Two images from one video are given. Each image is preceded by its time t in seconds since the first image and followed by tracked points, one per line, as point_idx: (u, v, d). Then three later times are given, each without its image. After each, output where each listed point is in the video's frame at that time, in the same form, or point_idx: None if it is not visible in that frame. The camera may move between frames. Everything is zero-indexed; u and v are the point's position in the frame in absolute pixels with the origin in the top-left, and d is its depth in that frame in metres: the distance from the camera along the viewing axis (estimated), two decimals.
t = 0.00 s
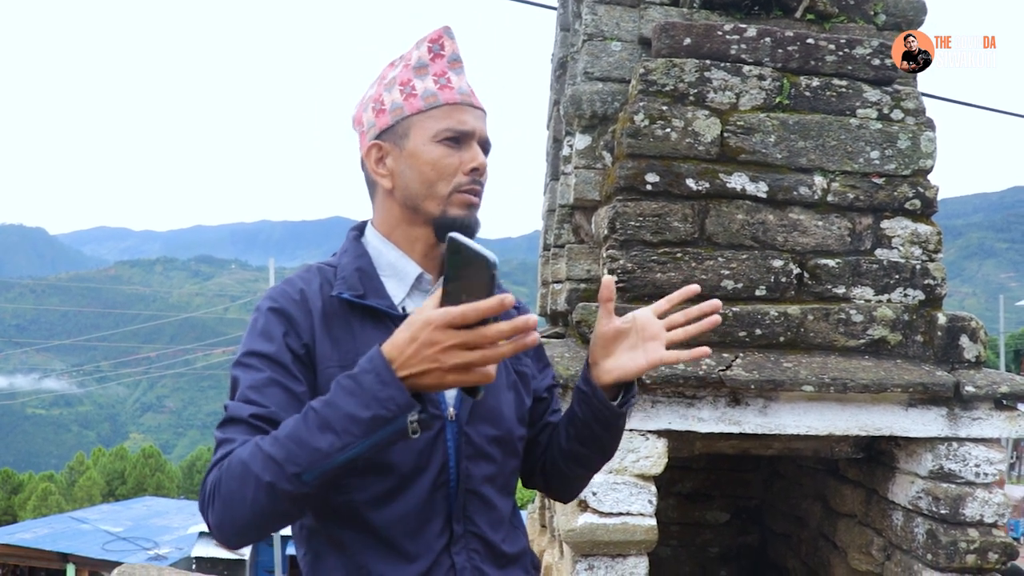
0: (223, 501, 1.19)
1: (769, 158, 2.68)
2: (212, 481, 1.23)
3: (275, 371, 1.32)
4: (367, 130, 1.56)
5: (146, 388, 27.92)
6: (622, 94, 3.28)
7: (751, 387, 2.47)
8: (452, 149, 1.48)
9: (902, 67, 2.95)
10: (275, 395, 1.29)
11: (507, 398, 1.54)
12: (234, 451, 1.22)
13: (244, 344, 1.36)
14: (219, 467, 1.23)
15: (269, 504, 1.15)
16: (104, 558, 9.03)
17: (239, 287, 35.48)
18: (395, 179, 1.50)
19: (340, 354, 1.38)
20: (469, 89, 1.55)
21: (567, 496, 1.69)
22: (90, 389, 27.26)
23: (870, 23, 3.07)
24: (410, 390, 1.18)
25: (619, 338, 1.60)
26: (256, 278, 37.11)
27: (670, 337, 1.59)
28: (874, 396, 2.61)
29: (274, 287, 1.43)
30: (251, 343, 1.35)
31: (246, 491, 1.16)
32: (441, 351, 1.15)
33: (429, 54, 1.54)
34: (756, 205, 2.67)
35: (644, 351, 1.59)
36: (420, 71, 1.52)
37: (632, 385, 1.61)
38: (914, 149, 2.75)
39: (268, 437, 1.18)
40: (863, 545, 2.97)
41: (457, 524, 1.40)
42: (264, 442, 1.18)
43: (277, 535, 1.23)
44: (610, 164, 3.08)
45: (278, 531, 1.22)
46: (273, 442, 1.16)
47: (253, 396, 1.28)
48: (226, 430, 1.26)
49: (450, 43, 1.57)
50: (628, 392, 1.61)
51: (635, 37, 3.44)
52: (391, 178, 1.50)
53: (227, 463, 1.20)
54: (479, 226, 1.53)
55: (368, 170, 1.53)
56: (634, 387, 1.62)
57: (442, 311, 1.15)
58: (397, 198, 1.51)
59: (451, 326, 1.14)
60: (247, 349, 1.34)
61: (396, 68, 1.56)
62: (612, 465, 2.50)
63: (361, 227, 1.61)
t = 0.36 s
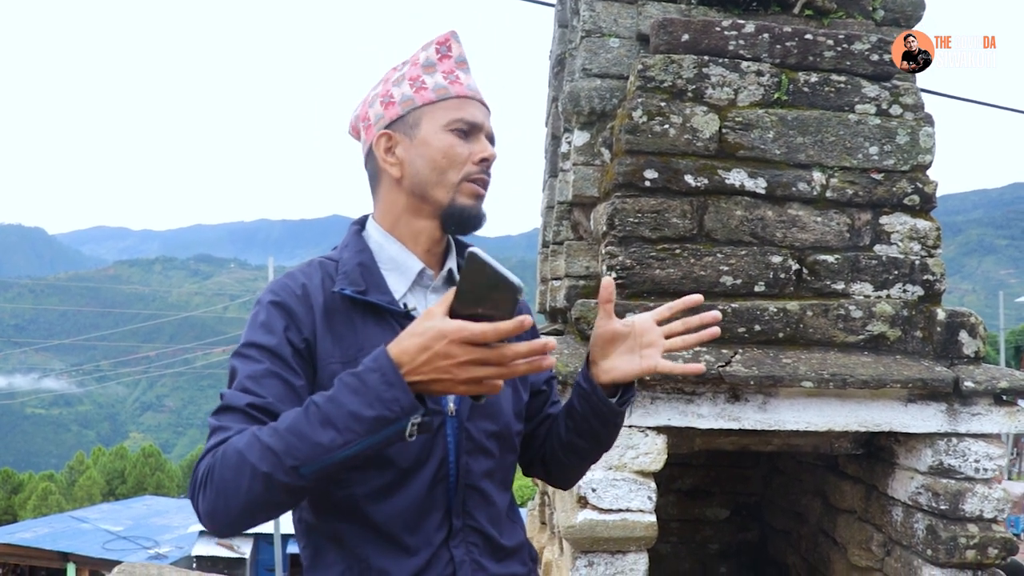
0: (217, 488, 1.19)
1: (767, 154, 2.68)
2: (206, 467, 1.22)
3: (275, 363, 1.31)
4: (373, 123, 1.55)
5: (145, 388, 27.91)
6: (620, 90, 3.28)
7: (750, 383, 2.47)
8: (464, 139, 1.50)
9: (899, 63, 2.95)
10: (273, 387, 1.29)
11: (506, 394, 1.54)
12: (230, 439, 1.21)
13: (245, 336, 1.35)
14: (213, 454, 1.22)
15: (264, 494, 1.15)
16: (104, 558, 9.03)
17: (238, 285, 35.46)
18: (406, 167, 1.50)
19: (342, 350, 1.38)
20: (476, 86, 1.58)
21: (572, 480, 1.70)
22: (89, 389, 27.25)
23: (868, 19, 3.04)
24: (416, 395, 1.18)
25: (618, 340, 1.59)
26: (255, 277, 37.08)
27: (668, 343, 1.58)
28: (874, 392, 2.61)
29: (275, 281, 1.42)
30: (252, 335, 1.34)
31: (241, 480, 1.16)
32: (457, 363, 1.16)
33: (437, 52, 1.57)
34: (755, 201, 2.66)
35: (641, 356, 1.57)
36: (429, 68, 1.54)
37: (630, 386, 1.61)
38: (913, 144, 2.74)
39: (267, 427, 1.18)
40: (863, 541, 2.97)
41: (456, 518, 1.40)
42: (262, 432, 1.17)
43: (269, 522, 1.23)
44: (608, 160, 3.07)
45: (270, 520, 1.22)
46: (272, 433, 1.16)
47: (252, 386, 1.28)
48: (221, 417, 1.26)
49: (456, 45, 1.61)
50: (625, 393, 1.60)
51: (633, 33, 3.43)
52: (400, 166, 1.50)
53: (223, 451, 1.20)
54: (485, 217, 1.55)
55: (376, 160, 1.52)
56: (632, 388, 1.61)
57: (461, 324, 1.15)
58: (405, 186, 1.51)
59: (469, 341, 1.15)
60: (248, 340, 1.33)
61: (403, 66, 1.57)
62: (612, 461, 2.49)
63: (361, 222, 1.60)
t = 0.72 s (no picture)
0: (211, 464, 1.15)
1: (766, 152, 2.67)
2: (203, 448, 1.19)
3: (281, 346, 1.29)
4: (378, 121, 1.54)
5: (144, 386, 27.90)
6: (619, 88, 3.27)
7: (750, 380, 2.47)
8: (466, 142, 1.50)
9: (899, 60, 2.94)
10: (276, 366, 1.26)
11: (508, 389, 1.53)
12: (223, 416, 1.18)
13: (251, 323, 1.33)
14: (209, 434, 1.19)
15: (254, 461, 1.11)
16: (103, 557, 9.03)
17: (237, 284, 35.44)
18: (409, 168, 1.49)
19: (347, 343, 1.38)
20: (481, 88, 1.58)
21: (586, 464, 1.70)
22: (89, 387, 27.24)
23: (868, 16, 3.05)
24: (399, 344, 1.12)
25: (651, 300, 1.61)
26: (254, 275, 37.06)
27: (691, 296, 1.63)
28: (873, 390, 2.61)
29: (279, 273, 1.41)
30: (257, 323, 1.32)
31: (231, 450, 1.12)
32: (431, 303, 1.09)
33: (443, 52, 1.57)
34: (754, 199, 2.66)
35: (675, 312, 1.61)
36: (435, 67, 1.54)
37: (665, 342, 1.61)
38: (912, 142, 2.74)
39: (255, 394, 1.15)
40: (863, 539, 2.97)
41: (457, 511, 1.40)
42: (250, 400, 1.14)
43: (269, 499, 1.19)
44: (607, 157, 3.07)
45: (269, 495, 1.18)
46: (258, 398, 1.12)
47: (258, 366, 1.24)
48: (224, 396, 1.22)
49: (463, 45, 1.61)
50: (662, 348, 1.60)
51: (632, 31, 3.43)
52: (403, 167, 1.49)
53: (215, 427, 1.17)
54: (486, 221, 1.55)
55: (380, 158, 1.51)
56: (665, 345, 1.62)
57: (429, 261, 1.09)
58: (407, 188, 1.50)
59: (439, 277, 1.08)
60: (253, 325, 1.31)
61: (409, 63, 1.57)
62: (612, 459, 2.49)
63: (364, 217, 1.59)
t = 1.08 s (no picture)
0: (192, 487, 1.24)
1: (766, 152, 2.67)
2: (189, 461, 1.27)
3: (274, 365, 1.30)
4: (398, 123, 1.54)
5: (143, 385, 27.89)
6: (619, 88, 3.27)
7: (749, 381, 2.47)
8: (490, 141, 1.52)
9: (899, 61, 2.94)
10: (265, 393, 1.29)
11: (515, 393, 1.55)
12: (206, 444, 1.24)
13: (254, 330, 1.34)
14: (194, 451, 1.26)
15: (224, 502, 1.20)
16: (101, 555, 9.03)
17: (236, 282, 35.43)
18: (435, 168, 1.50)
19: (361, 344, 1.37)
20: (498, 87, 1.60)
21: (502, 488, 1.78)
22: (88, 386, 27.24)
23: (868, 17, 3.04)
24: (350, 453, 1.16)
25: (626, 385, 1.63)
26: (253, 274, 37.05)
27: (664, 390, 1.67)
28: (873, 390, 2.61)
29: (293, 273, 1.39)
30: (264, 333, 1.32)
31: (207, 487, 1.21)
32: (377, 432, 1.11)
33: (459, 54, 1.57)
34: (754, 199, 2.66)
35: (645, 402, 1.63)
36: (454, 70, 1.55)
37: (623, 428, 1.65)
38: (912, 143, 2.74)
39: (231, 444, 1.20)
40: (861, 539, 2.97)
41: (463, 512, 1.40)
42: (228, 448, 1.20)
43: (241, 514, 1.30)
44: (607, 158, 3.07)
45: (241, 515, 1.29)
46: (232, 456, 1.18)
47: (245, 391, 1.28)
48: (211, 415, 1.28)
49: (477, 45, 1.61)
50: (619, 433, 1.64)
51: (632, 31, 3.43)
52: (429, 167, 1.51)
53: (199, 454, 1.24)
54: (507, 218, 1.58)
55: (405, 159, 1.52)
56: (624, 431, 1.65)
57: (380, 394, 1.10)
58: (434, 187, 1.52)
59: (383, 414, 1.09)
60: (260, 336, 1.32)
61: (424, 66, 1.57)
62: (611, 459, 2.50)
63: (383, 214, 1.59)
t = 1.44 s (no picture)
0: (248, 502, 1.34)
1: (766, 154, 2.68)
2: (239, 476, 1.35)
3: (299, 375, 1.34)
4: (416, 125, 1.55)
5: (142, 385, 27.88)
6: (620, 89, 3.28)
7: (749, 383, 2.47)
8: (503, 150, 1.51)
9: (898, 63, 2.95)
10: (295, 401, 1.34)
11: (514, 398, 1.56)
12: (261, 467, 1.33)
13: (270, 332, 1.37)
14: (247, 469, 1.35)
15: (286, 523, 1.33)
16: (100, 555, 9.03)
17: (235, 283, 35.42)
18: (446, 175, 1.50)
19: (366, 345, 1.37)
20: (519, 91, 1.58)
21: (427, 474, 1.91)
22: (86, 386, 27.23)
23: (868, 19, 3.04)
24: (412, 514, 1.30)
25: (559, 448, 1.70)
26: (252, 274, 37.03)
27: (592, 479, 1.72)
28: (872, 392, 2.61)
29: (307, 273, 1.42)
30: (278, 334, 1.36)
31: (268, 510, 1.32)
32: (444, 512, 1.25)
33: (482, 55, 1.56)
34: (754, 201, 2.67)
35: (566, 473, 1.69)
36: (473, 71, 1.54)
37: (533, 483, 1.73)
38: (912, 145, 2.75)
39: (293, 480, 1.30)
40: (860, 541, 2.98)
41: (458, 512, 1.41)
42: (290, 483, 1.30)
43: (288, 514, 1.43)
44: (607, 159, 3.08)
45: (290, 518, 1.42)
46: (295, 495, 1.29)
47: (278, 405, 1.34)
48: (254, 434, 1.35)
49: (502, 46, 1.59)
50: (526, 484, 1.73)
51: (633, 33, 3.43)
52: (439, 174, 1.51)
53: (255, 477, 1.33)
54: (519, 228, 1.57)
55: (418, 165, 1.53)
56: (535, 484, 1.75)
57: (455, 488, 1.22)
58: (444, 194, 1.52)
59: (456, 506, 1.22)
60: (274, 339, 1.35)
61: (446, 66, 1.56)
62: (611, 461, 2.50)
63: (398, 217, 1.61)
